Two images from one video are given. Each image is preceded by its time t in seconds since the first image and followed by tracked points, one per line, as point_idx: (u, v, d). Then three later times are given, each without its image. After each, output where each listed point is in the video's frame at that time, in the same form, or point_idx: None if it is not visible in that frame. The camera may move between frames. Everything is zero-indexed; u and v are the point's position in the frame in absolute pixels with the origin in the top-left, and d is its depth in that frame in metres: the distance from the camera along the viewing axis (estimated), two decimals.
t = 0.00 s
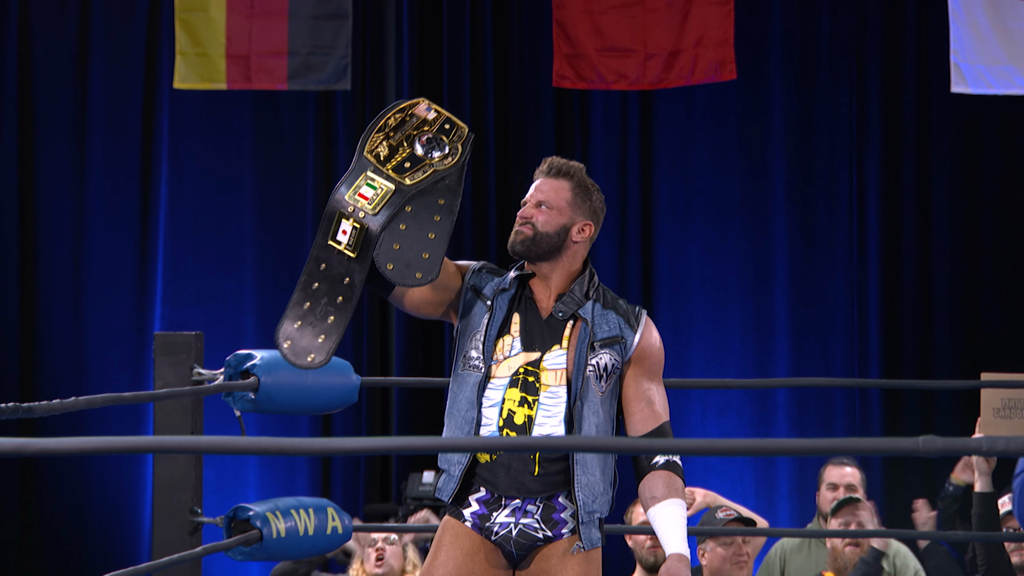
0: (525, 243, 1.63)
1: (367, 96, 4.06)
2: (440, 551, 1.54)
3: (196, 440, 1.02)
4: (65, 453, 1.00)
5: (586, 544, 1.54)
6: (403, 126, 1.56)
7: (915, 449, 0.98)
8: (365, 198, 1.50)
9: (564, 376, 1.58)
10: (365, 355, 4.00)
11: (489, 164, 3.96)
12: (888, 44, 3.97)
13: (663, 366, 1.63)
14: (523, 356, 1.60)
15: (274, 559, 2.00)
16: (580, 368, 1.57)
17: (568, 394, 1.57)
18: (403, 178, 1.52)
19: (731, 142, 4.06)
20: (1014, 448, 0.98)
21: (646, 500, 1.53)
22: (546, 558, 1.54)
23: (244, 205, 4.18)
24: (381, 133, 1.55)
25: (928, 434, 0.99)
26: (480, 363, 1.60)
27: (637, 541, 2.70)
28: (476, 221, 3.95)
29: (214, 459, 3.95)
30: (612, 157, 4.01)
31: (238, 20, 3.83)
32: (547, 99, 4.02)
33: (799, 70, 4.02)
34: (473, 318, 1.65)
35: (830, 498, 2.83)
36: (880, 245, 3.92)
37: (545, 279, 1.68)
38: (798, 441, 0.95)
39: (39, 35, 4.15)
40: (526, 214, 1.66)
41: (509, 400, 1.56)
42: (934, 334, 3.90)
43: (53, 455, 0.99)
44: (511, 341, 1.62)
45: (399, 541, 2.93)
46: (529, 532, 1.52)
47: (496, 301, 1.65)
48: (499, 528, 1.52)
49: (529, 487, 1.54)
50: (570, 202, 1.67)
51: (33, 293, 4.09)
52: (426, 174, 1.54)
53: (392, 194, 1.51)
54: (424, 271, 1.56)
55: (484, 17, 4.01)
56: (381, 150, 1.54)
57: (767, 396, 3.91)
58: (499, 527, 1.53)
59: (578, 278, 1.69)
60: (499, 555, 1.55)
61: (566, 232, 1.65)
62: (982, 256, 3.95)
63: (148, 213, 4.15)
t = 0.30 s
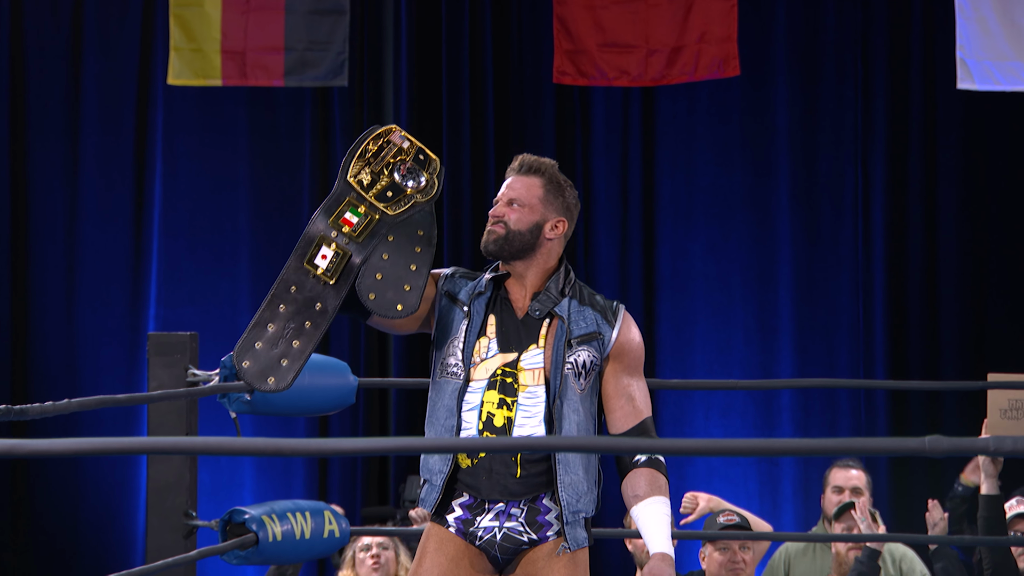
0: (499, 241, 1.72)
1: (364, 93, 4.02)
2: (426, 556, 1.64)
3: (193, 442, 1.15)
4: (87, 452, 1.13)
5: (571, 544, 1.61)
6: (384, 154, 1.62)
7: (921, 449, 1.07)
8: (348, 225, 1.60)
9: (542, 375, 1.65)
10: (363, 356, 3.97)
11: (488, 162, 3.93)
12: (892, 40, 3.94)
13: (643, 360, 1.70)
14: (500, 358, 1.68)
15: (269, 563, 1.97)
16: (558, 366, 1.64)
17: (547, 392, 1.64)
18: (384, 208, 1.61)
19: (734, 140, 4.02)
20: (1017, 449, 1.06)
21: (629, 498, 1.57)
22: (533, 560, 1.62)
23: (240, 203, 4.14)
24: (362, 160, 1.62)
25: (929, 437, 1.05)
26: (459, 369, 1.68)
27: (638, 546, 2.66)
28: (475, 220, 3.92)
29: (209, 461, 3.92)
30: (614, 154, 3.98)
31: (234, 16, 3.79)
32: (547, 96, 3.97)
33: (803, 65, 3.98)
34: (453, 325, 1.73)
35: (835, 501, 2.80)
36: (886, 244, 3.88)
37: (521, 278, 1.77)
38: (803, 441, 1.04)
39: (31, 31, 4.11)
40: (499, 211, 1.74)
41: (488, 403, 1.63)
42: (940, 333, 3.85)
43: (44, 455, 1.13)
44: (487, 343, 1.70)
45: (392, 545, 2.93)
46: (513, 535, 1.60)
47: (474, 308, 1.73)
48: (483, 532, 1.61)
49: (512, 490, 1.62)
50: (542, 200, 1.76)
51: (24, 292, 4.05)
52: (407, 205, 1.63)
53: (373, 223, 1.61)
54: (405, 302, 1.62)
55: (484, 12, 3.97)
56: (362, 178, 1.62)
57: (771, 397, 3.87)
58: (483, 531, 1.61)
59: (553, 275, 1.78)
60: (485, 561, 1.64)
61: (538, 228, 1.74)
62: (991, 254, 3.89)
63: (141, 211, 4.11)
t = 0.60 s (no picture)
0: (473, 241, 1.71)
1: (361, 89, 3.97)
2: (413, 561, 1.71)
3: (186, 445, 1.14)
4: (75, 457, 1.12)
5: (558, 546, 1.66)
6: (367, 173, 1.57)
7: (928, 454, 1.06)
8: (337, 247, 1.55)
9: (523, 376, 1.65)
10: (360, 357, 3.93)
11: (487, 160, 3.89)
12: (899, 36, 3.89)
13: (625, 355, 1.71)
14: (481, 360, 1.67)
15: (264, 569, 1.93)
16: (540, 366, 1.64)
17: (529, 393, 1.64)
18: (372, 230, 1.57)
19: (738, 138, 3.98)
20: None
21: (615, 496, 1.63)
22: (520, 564, 1.67)
23: (235, 202, 4.10)
24: (347, 180, 1.56)
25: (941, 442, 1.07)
26: (440, 375, 1.67)
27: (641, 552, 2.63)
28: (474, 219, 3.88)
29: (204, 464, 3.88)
30: (616, 152, 3.95)
31: (229, 12, 3.76)
32: (547, 93, 3.93)
33: (808, 61, 3.94)
34: (433, 330, 1.71)
35: (843, 505, 2.76)
36: (893, 243, 3.83)
37: (499, 278, 1.75)
38: (805, 446, 1.06)
39: (23, 27, 4.07)
40: (473, 210, 1.73)
41: (471, 407, 1.63)
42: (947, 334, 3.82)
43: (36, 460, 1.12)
44: (467, 347, 1.69)
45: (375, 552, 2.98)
46: (501, 540, 1.66)
47: (454, 313, 1.71)
48: (470, 538, 1.66)
49: (499, 495, 1.66)
50: (516, 197, 1.74)
51: (15, 292, 4.00)
52: (396, 225, 1.59)
53: (363, 244, 1.56)
54: (398, 324, 1.59)
55: (483, 8, 3.93)
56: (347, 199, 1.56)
57: (776, 399, 3.83)
58: (471, 537, 1.66)
59: (530, 273, 1.76)
60: (472, 564, 1.69)
61: (512, 226, 1.72)
62: (998, 253, 3.87)
63: (135, 210, 4.07)
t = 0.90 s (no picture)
0: (456, 242, 1.71)
1: (359, 86, 3.93)
2: (408, 567, 1.69)
3: (181, 447, 1.11)
4: (70, 458, 1.11)
5: (557, 548, 1.65)
6: (361, 191, 1.56)
7: (935, 455, 1.05)
8: (329, 259, 1.53)
9: (514, 377, 1.64)
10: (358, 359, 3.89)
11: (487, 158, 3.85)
12: (905, 31, 3.84)
13: (616, 351, 1.70)
14: (471, 363, 1.66)
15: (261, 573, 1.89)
16: (531, 366, 1.63)
17: (521, 394, 1.63)
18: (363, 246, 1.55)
19: (742, 135, 3.94)
20: None
21: (612, 495, 1.63)
22: (518, 568, 1.66)
23: (230, 201, 4.06)
24: (342, 194, 1.55)
25: (948, 443, 1.06)
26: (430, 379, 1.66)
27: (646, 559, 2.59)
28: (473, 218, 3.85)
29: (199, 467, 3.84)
30: (618, 149, 3.91)
31: (224, 8, 3.72)
32: (548, 90, 3.88)
33: (813, 58, 3.90)
34: (421, 335, 1.70)
35: (849, 509, 2.74)
36: (899, 242, 3.79)
37: (484, 278, 1.75)
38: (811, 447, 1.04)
39: (15, 24, 4.04)
40: (454, 212, 1.73)
41: (463, 410, 1.62)
42: (955, 335, 3.77)
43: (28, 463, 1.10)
44: (456, 349, 1.67)
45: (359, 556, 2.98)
46: (497, 545, 1.64)
47: (441, 316, 1.70)
48: (466, 543, 1.64)
49: (494, 500, 1.65)
50: (497, 194, 1.74)
51: (7, 293, 3.97)
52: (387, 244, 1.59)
53: (353, 260, 1.55)
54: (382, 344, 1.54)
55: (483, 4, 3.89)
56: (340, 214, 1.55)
57: (781, 401, 3.79)
58: (466, 542, 1.65)
59: (517, 271, 1.75)
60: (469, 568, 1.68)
61: (494, 225, 1.72)
62: (1009, 252, 3.81)
63: (128, 210, 4.04)
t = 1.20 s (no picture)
0: (443, 247, 1.68)
1: (356, 83, 3.90)
2: (408, 572, 1.67)
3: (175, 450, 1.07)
4: (57, 461, 1.08)
5: (559, 550, 1.61)
6: (367, 204, 1.53)
7: (943, 460, 1.00)
8: (345, 273, 1.47)
9: (509, 378, 1.62)
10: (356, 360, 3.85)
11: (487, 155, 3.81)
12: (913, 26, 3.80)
13: (612, 347, 1.66)
14: (465, 365, 1.64)
15: None
16: (525, 365, 1.59)
17: (516, 395, 1.61)
18: (377, 259, 1.51)
19: (746, 132, 3.90)
20: None
21: (612, 493, 1.59)
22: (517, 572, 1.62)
23: (225, 200, 4.02)
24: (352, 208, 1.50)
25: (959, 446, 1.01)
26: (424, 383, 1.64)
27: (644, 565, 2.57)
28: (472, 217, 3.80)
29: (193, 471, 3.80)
30: (620, 147, 3.87)
31: (219, 3, 3.68)
32: (549, 86, 3.85)
33: (818, 54, 3.86)
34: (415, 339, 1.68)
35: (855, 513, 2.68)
36: (907, 241, 3.75)
37: (476, 278, 1.72)
38: (815, 450, 0.99)
39: (8, 20, 4.00)
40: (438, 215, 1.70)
41: (458, 414, 1.61)
42: (964, 335, 3.73)
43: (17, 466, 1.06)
44: (450, 352, 1.65)
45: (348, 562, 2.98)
46: (496, 549, 1.61)
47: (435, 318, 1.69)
48: (464, 547, 1.61)
49: (493, 503, 1.62)
50: (481, 192, 1.70)
51: None
52: (395, 258, 1.55)
53: (368, 272, 1.50)
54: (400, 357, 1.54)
55: None
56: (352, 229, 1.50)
57: (785, 402, 3.75)
58: (465, 546, 1.61)
59: (509, 268, 1.73)
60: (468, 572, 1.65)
61: (479, 226, 1.69)
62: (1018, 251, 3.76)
63: (122, 208, 4.00)
